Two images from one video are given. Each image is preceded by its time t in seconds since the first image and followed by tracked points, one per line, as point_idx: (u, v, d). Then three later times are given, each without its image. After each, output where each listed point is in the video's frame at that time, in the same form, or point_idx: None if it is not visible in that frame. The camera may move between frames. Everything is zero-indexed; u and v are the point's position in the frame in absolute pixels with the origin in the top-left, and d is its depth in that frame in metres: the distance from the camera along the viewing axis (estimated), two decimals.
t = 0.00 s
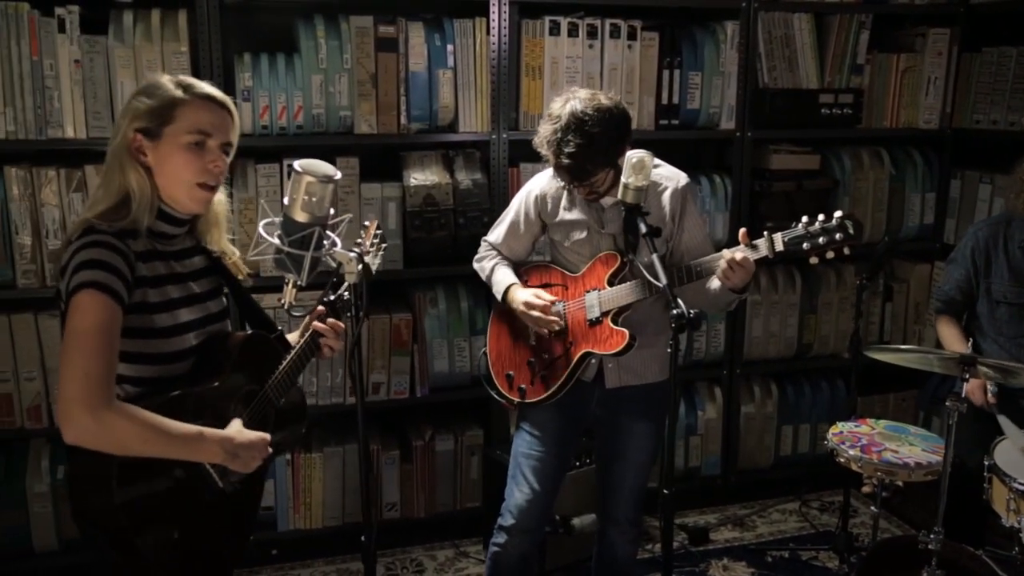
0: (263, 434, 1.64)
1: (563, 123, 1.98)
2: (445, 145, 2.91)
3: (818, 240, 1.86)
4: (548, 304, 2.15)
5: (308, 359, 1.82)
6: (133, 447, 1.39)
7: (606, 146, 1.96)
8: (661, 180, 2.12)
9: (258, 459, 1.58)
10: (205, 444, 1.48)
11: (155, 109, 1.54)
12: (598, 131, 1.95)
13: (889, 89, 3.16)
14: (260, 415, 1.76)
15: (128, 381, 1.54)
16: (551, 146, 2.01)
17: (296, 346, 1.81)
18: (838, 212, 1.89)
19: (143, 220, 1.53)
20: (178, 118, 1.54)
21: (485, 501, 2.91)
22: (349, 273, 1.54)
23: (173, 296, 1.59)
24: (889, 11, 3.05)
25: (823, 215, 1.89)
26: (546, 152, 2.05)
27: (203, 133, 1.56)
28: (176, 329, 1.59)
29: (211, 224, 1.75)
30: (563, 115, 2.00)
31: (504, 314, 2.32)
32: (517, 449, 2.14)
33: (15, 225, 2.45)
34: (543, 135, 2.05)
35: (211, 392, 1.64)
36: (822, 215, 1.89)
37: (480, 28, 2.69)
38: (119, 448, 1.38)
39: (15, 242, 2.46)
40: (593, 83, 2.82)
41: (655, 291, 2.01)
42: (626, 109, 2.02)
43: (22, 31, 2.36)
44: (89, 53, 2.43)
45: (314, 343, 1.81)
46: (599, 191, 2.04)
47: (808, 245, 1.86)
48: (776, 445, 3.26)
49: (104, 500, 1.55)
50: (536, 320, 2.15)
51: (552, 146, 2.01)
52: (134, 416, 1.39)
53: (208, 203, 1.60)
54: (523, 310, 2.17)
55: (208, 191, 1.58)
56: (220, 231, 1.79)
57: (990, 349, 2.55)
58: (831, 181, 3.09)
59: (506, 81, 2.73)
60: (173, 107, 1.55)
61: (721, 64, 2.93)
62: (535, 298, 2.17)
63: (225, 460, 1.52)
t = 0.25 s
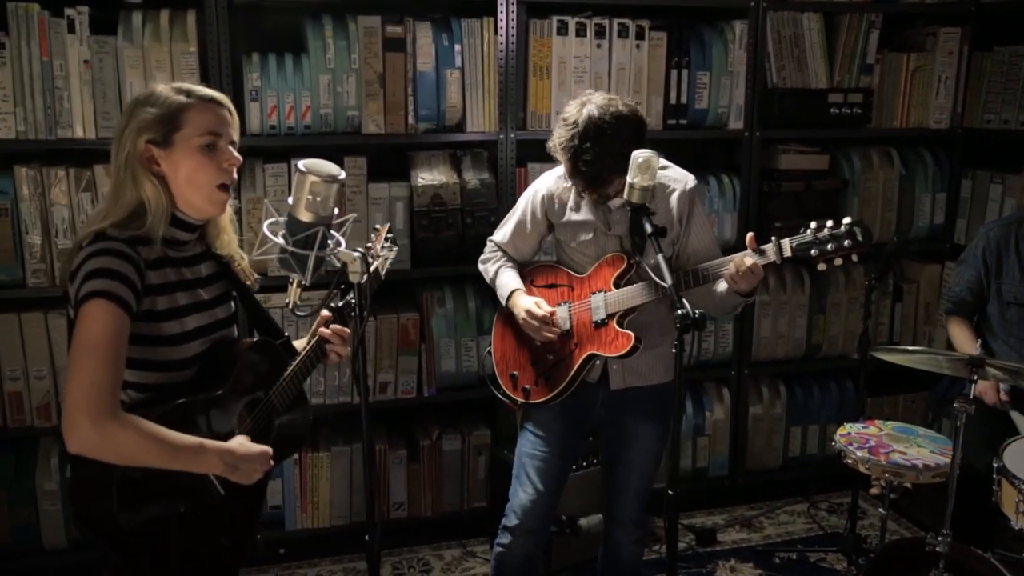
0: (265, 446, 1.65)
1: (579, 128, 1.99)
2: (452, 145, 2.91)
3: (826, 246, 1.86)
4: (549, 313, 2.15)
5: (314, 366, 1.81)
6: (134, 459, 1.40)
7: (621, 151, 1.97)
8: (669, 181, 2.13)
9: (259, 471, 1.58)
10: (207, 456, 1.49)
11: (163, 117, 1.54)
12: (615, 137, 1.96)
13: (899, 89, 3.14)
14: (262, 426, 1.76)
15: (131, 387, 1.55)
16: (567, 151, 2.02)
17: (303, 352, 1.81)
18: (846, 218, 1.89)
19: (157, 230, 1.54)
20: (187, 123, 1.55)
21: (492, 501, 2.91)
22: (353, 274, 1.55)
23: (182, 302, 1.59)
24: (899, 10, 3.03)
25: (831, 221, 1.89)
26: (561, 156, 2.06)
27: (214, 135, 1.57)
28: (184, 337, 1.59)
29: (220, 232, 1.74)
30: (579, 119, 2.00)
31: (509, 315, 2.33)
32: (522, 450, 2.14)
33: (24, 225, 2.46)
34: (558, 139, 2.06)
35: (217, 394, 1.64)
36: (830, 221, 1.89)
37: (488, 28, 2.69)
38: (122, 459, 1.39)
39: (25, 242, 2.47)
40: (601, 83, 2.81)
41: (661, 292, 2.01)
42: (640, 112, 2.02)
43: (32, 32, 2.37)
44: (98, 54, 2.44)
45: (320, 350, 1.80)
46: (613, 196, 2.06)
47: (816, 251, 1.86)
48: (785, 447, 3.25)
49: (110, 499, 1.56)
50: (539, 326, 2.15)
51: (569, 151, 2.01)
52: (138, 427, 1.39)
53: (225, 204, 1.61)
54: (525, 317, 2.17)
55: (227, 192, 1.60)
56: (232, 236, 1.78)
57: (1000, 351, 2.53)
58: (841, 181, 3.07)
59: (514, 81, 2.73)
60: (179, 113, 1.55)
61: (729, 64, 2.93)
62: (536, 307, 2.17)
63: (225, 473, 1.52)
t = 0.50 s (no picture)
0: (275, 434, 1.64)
1: (587, 123, 1.99)
2: (460, 144, 2.91)
3: (835, 249, 1.85)
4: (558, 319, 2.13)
5: (321, 357, 1.81)
6: (137, 449, 1.40)
7: (624, 142, 1.96)
8: (677, 180, 2.12)
9: (266, 459, 1.57)
10: (209, 445, 1.48)
11: (160, 109, 1.56)
12: (621, 131, 1.96)
13: (910, 88, 3.13)
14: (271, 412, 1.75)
15: (135, 378, 1.55)
16: (574, 145, 2.02)
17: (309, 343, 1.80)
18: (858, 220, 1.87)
19: (159, 223, 1.54)
20: (183, 115, 1.56)
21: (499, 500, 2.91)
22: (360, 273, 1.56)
23: (188, 294, 1.60)
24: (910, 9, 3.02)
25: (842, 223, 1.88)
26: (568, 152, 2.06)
27: (210, 127, 1.58)
28: (189, 329, 1.60)
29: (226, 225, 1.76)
30: (587, 114, 2.00)
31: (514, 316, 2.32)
32: (529, 450, 2.14)
33: (34, 224, 2.47)
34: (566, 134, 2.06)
35: (222, 392, 1.65)
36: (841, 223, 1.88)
37: (496, 27, 2.69)
38: (126, 449, 1.39)
39: (35, 240, 2.48)
40: (609, 82, 2.81)
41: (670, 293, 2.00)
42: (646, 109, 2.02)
43: (42, 31, 2.38)
44: (107, 53, 2.45)
45: (326, 342, 1.79)
46: (619, 194, 2.05)
47: (826, 254, 1.85)
48: (793, 447, 3.24)
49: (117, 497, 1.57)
50: (548, 332, 2.13)
51: (576, 145, 2.01)
52: (140, 417, 1.39)
53: (223, 196, 1.61)
54: (532, 323, 2.15)
55: (222, 184, 1.59)
56: (234, 229, 1.80)
57: (1010, 352, 2.51)
58: (850, 180, 3.06)
59: (522, 81, 2.72)
60: (177, 105, 1.57)
61: (738, 63, 2.91)
62: (544, 314, 2.15)
63: (230, 463, 1.52)
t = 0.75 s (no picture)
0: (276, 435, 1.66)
1: (580, 105, 1.99)
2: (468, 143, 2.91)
3: (843, 244, 1.84)
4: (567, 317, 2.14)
5: (325, 361, 1.84)
6: (141, 447, 1.40)
7: (617, 126, 1.95)
8: (682, 178, 2.11)
9: (269, 460, 1.59)
10: (214, 443, 1.49)
11: (166, 110, 1.57)
12: (613, 113, 1.95)
13: (921, 87, 3.11)
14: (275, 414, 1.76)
15: (136, 380, 1.55)
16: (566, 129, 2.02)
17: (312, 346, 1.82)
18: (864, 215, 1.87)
19: (162, 223, 1.54)
20: (188, 116, 1.57)
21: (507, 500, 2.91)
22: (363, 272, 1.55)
23: (191, 296, 1.61)
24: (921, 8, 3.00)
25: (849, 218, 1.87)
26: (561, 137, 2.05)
27: (212, 131, 1.58)
28: (191, 331, 1.61)
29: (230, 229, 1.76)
30: (581, 98, 2.01)
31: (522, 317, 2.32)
32: (536, 450, 2.14)
33: (44, 223, 2.49)
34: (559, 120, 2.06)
35: (227, 391, 1.65)
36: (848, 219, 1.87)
37: (504, 26, 2.68)
38: (130, 447, 1.39)
39: (45, 239, 2.50)
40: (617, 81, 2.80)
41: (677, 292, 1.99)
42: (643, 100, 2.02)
43: (52, 31, 2.39)
44: (117, 52, 2.46)
45: (331, 345, 1.84)
46: (613, 180, 2.02)
47: (834, 249, 1.84)
48: (802, 448, 3.22)
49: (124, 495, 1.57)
50: (554, 330, 2.14)
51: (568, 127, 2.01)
52: (145, 415, 1.40)
53: (224, 199, 1.61)
54: (539, 321, 2.16)
55: (224, 186, 1.59)
56: (239, 236, 1.80)
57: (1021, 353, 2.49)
58: (860, 180, 3.04)
59: (530, 80, 2.72)
60: (183, 107, 1.58)
61: (748, 62, 2.90)
62: (551, 312, 2.16)
63: (235, 461, 1.53)
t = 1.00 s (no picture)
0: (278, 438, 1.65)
1: (570, 131, 1.97)
2: (475, 142, 2.90)
3: (844, 242, 1.83)
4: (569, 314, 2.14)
5: (327, 360, 1.83)
6: (144, 447, 1.41)
7: (610, 152, 1.94)
8: (684, 177, 2.09)
9: (271, 462, 1.58)
10: (216, 445, 1.50)
11: (167, 112, 1.57)
12: (603, 138, 1.93)
13: (930, 87, 3.09)
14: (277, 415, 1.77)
15: (141, 380, 1.56)
16: (561, 153, 2.01)
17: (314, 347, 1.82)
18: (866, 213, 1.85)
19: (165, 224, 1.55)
20: (191, 117, 1.57)
21: (514, 499, 2.91)
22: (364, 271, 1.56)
23: (194, 296, 1.61)
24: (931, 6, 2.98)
25: (851, 216, 1.85)
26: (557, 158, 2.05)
27: (216, 131, 1.59)
28: (194, 331, 1.61)
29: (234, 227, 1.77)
30: (571, 121, 1.98)
31: (527, 318, 2.32)
32: (540, 449, 2.13)
33: (53, 222, 2.50)
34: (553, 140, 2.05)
35: (230, 389, 1.66)
36: (850, 217, 1.85)
37: (511, 26, 2.68)
38: (133, 447, 1.40)
39: (54, 238, 2.51)
40: (625, 80, 2.79)
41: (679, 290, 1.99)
42: (635, 111, 1.99)
43: (61, 31, 2.40)
44: (125, 52, 2.47)
45: (333, 344, 1.84)
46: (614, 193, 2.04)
47: (834, 247, 1.83)
48: (810, 449, 3.21)
49: (129, 493, 1.58)
50: (557, 328, 2.14)
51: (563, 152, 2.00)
52: (148, 415, 1.41)
53: (230, 199, 1.62)
54: (542, 319, 2.16)
55: (226, 187, 1.60)
56: (242, 235, 1.81)
57: None
58: (869, 180, 3.02)
59: (537, 79, 2.72)
60: (185, 108, 1.57)
61: (756, 61, 2.89)
62: (553, 310, 2.15)
63: (236, 463, 1.53)
